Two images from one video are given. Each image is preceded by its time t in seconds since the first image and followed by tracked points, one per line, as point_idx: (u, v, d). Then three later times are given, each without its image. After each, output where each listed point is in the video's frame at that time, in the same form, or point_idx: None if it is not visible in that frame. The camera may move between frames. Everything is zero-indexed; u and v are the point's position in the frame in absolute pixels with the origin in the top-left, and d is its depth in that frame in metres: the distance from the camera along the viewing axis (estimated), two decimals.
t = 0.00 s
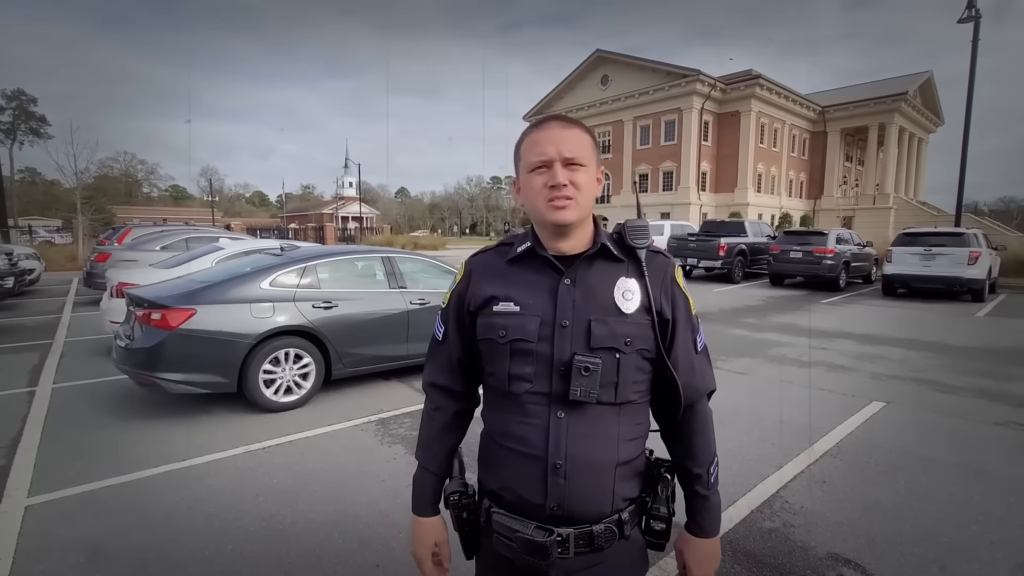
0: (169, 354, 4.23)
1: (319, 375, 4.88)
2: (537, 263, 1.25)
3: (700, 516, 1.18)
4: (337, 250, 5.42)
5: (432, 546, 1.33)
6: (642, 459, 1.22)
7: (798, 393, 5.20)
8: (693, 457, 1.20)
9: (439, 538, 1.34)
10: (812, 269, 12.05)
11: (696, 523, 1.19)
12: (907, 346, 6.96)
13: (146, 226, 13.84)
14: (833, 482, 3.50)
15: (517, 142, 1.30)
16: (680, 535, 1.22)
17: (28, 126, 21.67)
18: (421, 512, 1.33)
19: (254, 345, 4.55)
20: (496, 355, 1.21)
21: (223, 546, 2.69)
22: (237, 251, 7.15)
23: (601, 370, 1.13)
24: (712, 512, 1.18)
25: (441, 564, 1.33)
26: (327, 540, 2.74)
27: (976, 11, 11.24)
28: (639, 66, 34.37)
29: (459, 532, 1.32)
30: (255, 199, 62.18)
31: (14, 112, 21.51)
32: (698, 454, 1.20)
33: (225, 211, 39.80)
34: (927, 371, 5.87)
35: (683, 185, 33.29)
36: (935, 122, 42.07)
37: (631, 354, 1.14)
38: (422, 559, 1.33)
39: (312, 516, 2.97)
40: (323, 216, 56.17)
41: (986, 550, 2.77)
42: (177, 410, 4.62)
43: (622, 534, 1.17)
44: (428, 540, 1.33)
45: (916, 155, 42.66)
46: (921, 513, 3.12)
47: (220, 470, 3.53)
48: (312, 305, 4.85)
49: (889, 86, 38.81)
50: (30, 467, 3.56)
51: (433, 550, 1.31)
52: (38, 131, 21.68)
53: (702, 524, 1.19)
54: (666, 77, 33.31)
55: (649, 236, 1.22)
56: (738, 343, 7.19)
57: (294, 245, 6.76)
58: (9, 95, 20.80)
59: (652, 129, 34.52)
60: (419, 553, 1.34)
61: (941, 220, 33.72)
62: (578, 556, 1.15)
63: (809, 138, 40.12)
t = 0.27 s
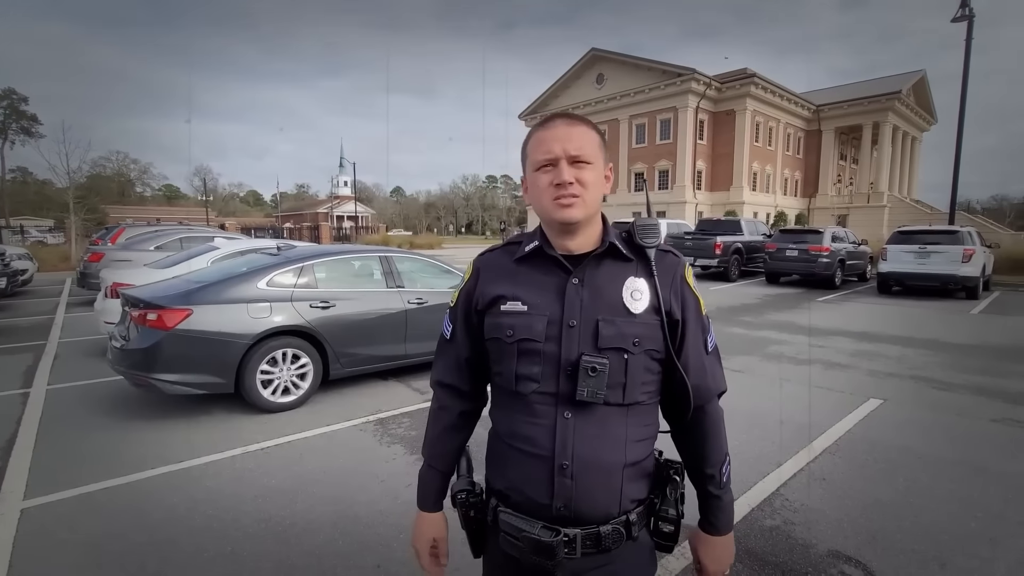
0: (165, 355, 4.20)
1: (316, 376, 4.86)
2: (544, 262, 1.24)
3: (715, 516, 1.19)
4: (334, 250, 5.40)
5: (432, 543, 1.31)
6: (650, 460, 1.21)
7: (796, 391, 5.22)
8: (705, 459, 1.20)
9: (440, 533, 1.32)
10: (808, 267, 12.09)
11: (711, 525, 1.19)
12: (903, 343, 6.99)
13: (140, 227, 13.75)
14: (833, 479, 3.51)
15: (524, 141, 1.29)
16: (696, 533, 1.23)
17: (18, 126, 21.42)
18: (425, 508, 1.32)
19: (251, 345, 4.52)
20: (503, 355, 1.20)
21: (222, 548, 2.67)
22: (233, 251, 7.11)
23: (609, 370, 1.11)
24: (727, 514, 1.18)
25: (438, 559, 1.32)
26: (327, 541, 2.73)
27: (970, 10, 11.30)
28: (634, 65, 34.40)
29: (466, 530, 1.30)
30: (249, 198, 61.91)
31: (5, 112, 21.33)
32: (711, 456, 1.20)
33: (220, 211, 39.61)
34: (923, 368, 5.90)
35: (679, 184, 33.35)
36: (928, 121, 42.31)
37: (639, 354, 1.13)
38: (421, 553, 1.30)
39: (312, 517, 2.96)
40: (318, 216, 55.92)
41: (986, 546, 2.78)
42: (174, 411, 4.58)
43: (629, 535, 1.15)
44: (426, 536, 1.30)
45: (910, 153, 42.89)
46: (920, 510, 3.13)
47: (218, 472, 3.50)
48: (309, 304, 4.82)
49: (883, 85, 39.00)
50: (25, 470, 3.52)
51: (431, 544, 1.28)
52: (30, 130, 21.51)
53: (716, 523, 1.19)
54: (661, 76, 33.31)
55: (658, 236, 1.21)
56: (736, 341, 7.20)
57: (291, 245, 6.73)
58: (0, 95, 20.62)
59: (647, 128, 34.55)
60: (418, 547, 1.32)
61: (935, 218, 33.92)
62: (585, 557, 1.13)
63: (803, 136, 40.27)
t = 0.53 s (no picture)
0: (157, 353, 4.16)
1: (310, 374, 4.83)
2: (552, 259, 1.24)
3: (717, 516, 1.19)
4: (328, 247, 5.36)
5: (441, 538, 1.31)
6: (657, 458, 1.21)
7: (788, 388, 5.27)
8: (710, 457, 1.20)
9: (449, 529, 1.32)
10: (798, 265, 12.20)
11: (714, 526, 1.19)
12: (893, 340, 7.08)
13: (128, 223, 13.56)
14: (826, 475, 3.54)
15: (532, 138, 1.29)
16: (698, 533, 1.23)
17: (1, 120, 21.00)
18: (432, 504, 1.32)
19: (245, 343, 4.49)
20: (511, 352, 1.20)
21: (219, 548, 2.65)
22: (224, 248, 7.04)
23: (618, 368, 1.12)
24: (728, 516, 1.19)
25: (447, 553, 1.32)
26: (324, 541, 2.72)
27: (958, 11, 11.43)
28: (626, 63, 34.45)
29: (472, 527, 1.30)
30: (238, 195, 61.34)
31: None
32: (715, 454, 1.20)
33: (209, 207, 39.20)
34: (912, 365, 5.98)
35: (671, 182, 33.49)
36: (915, 121, 42.79)
37: (647, 353, 1.14)
38: (430, 548, 1.31)
39: (309, 516, 2.94)
40: (308, 213, 55.51)
41: (976, 540, 2.83)
42: (166, 410, 4.54)
43: (636, 532, 1.16)
44: (436, 532, 1.31)
45: (898, 152, 43.37)
46: (912, 504, 3.18)
47: (213, 471, 3.47)
48: (303, 302, 4.79)
49: (872, 85, 39.38)
50: (15, 470, 3.47)
51: (441, 540, 1.29)
52: (14, 125, 21.14)
53: (719, 523, 1.19)
54: (654, 74, 33.38)
55: (667, 234, 1.21)
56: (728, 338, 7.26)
57: (283, 242, 6.67)
58: None
59: (639, 125, 34.63)
60: (428, 542, 1.32)
61: (922, 217, 34.33)
62: (591, 554, 1.14)
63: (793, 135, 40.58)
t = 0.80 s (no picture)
0: (145, 354, 4.10)
1: (302, 375, 4.79)
2: (552, 260, 1.23)
3: (716, 517, 1.18)
4: (319, 247, 5.32)
5: (441, 540, 1.30)
6: (656, 458, 1.20)
7: (780, 386, 5.30)
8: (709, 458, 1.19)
9: (447, 530, 1.31)
10: (788, 264, 12.29)
11: (712, 527, 1.18)
12: (882, 339, 7.15)
13: (114, 222, 13.37)
14: (818, 473, 3.57)
15: (532, 139, 1.28)
16: (695, 534, 1.23)
17: None
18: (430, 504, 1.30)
19: (235, 344, 4.44)
20: (511, 352, 1.19)
21: (209, 552, 2.61)
22: (214, 248, 6.96)
23: (618, 368, 1.11)
24: (727, 517, 1.18)
25: (446, 554, 1.30)
26: (317, 543, 2.69)
27: (945, 13, 11.55)
28: (618, 62, 34.54)
29: (470, 528, 1.29)
30: (227, 194, 60.79)
31: None
32: (714, 454, 1.20)
33: (197, 206, 38.75)
34: (902, 364, 6.04)
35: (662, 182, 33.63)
36: (903, 121, 43.28)
37: (647, 353, 1.13)
38: (428, 549, 1.29)
39: (301, 518, 2.91)
40: (298, 212, 55.11)
41: (966, 537, 2.85)
42: (154, 412, 4.47)
43: (635, 533, 1.14)
44: (435, 533, 1.29)
45: (885, 153, 43.85)
46: (903, 501, 3.20)
47: (203, 474, 3.43)
48: (294, 302, 4.75)
49: (860, 86, 39.77)
50: None
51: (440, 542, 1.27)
52: None
53: (718, 525, 1.18)
54: (645, 74, 33.48)
55: (666, 234, 1.21)
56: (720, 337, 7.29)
57: (274, 241, 6.62)
58: None
59: (631, 125, 34.73)
60: (426, 544, 1.30)
61: (909, 217, 34.72)
62: (590, 554, 1.12)
63: (783, 136, 40.90)
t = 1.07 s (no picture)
0: (135, 353, 4.05)
1: (294, 374, 4.76)
2: (550, 258, 1.22)
3: (715, 515, 1.18)
4: (312, 245, 5.28)
5: (437, 539, 1.28)
6: (654, 456, 1.20)
7: (772, 384, 5.33)
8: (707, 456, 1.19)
9: (443, 529, 1.29)
10: (780, 262, 12.36)
11: (710, 525, 1.18)
12: (872, 336, 7.21)
13: (103, 219, 13.21)
14: (810, 469, 3.59)
15: (529, 138, 1.27)
16: (693, 532, 1.22)
17: None
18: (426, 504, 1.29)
19: (227, 342, 4.40)
20: (508, 350, 1.18)
21: (202, 552, 2.59)
22: (204, 245, 6.90)
23: (616, 366, 1.10)
24: (726, 515, 1.18)
25: (441, 554, 1.29)
26: (311, 542, 2.67)
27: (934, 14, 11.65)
28: (611, 61, 34.55)
29: (467, 528, 1.28)
30: (218, 191, 60.23)
31: None
32: (712, 453, 1.20)
33: (188, 204, 38.36)
34: (892, 361, 6.09)
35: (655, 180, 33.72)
36: (892, 121, 43.65)
37: (645, 351, 1.12)
38: (423, 549, 1.27)
39: (294, 518, 2.89)
40: (290, 209, 54.77)
41: (956, 532, 2.88)
42: (144, 412, 4.43)
43: (632, 531, 1.14)
44: (430, 533, 1.27)
45: (875, 152, 44.21)
46: (894, 497, 3.24)
47: (195, 473, 3.40)
48: (287, 301, 4.71)
49: (850, 85, 40.04)
50: None
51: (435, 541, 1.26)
52: None
53: (716, 523, 1.18)
54: (638, 73, 33.51)
55: (665, 232, 1.20)
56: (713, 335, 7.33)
57: (266, 239, 6.56)
58: None
59: (624, 123, 34.76)
60: (421, 544, 1.29)
61: (899, 216, 35.02)
62: (588, 553, 1.11)
63: (774, 135, 41.12)
